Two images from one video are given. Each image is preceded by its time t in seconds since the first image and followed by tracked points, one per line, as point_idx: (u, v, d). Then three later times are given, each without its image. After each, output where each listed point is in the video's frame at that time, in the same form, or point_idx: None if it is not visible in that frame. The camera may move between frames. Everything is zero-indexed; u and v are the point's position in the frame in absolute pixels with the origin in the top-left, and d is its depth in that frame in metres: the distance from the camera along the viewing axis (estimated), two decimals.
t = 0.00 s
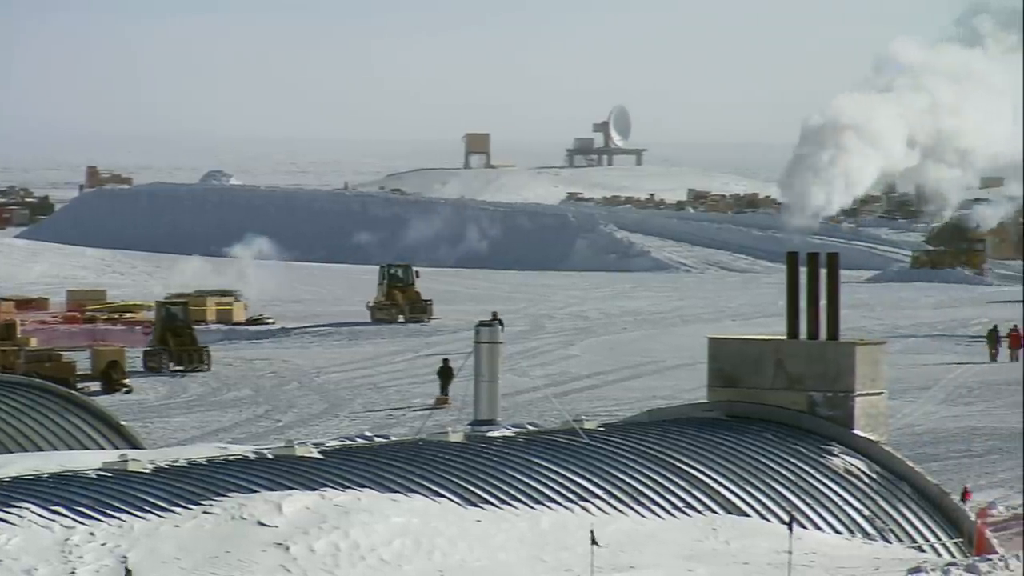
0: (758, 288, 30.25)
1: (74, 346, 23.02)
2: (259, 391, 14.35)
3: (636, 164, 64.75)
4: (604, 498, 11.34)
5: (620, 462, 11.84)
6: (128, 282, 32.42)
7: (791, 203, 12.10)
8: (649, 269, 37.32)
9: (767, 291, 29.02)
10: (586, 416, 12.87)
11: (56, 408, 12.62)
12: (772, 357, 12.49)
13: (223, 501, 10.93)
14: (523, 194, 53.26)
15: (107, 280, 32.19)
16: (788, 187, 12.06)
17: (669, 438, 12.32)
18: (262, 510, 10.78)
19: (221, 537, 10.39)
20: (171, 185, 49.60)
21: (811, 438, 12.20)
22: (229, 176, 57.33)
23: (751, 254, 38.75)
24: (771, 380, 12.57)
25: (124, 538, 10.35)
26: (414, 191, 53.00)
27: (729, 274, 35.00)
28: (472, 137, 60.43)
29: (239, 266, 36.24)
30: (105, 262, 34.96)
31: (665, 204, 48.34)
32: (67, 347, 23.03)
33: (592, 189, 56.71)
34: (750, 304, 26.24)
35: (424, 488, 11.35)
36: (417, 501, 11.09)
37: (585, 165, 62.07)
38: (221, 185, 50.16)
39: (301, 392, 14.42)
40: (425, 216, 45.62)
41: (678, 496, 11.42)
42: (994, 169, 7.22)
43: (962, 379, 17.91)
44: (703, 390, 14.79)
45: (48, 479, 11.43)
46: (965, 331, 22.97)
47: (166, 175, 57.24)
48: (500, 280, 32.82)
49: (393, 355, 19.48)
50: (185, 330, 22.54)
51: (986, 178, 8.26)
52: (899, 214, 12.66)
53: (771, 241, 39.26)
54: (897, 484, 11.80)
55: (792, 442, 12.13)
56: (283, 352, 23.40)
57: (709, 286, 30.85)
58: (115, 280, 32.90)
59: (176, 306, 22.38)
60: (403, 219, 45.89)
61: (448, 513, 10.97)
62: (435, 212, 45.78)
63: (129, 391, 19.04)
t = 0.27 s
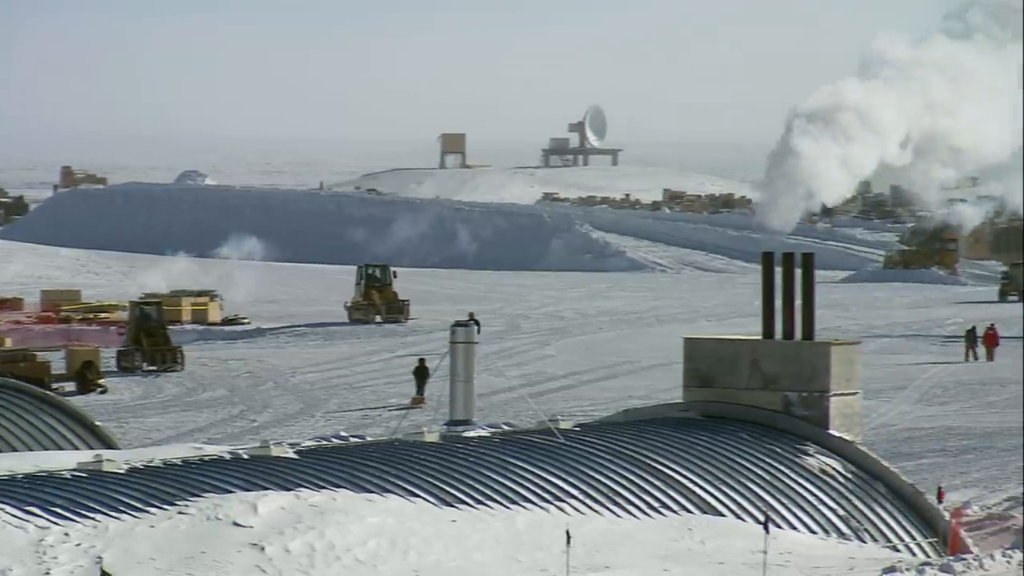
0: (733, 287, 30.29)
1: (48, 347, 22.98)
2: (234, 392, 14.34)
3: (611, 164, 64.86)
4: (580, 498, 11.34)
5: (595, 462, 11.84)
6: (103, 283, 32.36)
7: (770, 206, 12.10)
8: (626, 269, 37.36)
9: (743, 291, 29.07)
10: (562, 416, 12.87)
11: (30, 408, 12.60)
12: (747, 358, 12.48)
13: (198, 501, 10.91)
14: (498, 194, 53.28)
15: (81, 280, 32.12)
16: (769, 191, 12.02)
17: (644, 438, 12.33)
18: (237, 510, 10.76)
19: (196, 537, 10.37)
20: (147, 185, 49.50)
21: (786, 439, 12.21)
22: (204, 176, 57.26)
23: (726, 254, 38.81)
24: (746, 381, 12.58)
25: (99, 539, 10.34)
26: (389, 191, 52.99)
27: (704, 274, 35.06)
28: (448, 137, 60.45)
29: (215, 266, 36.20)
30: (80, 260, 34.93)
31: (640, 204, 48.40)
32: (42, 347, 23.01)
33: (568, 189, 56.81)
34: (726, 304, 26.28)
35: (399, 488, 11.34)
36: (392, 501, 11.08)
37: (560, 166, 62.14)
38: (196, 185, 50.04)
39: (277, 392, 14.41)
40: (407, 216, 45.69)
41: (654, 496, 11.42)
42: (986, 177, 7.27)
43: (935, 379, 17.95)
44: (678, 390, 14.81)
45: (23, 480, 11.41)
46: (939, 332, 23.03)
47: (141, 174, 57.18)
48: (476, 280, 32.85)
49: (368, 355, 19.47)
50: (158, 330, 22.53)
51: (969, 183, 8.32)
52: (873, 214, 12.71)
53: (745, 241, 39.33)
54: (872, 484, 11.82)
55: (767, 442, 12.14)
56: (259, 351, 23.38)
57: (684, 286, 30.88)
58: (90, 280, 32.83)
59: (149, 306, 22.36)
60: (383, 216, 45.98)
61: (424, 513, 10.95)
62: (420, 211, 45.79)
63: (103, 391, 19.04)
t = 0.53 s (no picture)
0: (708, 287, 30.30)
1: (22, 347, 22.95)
2: (209, 392, 14.33)
3: (587, 163, 64.86)
4: (556, 498, 11.33)
5: (571, 462, 11.84)
6: (77, 283, 32.28)
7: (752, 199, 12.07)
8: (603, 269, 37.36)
9: (718, 291, 29.09)
10: (537, 416, 12.87)
11: (4, 408, 12.58)
12: (722, 357, 12.48)
13: (173, 501, 10.88)
14: (474, 194, 53.25)
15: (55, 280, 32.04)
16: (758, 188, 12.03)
17: (620, 438, 12.33)
18: (212, 510, 10.74)
19: (170, 538, 10.35)
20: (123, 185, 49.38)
21: (761, 438, 12.22)
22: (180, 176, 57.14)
23: (701, 254, 38.83)
24: (721, 380, 12.59)
25: (73, 539, 10.33)
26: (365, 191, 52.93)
27: (679, 274, 35.08)
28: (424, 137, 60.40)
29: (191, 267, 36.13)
30: (55, 260, 34.85)
31: (616, 203, 48.41)
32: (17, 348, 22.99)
33: (544, 188, 56.83)
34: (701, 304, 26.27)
35: (374, 489, 11.33)
36: (367, 501, 11.06)
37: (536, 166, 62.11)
38: (171, 185, 49.83)
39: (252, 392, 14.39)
40: (393, 215, 45.52)
41: (629, 496, 11.42)
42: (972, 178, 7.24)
43: (910, 379, 17.96)
44: (653, 390, 14.81)
45: None
46: (914, 332, 23.05)
47: (117, 174, 57.07)
48: (452, 280, 32.84)
49: (344, 355, 19.44)
50: (132, 328, 22.50)
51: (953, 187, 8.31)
52: (847, 214, 12.74)
53: (720, 241, 39.36)
54: (847, 483, 11.84)
55: (742, 442, 12.15)
56: (234, 351, 23.36)
57: (660, 286, 30.89)
58: (64, 280, 32.76)
59: (123, 305, 22.33)
60: (366, 215, 45.81)
61: (399, 514, 10.94)
62: (405, 211, 45.58)
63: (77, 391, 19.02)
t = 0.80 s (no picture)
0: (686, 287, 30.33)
1: None
2: (188, 392, 14.31)
3: (564, 164, 64.89)
4: (534, 498, 11.33)
5: (549, 462, 11.84)
6: (54, 282, 32.21)
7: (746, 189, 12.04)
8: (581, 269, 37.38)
9: (697, 291, 29.12)
10: (515, 416, 12.87)
11: None
12: (700, 358, 12.48)
13: (151, 502, 10.86)
14: (452, 194, 53.26)
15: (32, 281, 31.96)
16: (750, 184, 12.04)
17: (598, 438, 12.33)
18: (190, 510, 10.73)
19: (148, 538, 10.34)
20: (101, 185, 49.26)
21: (739, 438, 12.23)
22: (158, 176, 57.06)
23: (679, 254, 38.88)
24: (699, 380, 12.59)
25: (51, 539, 10.32)
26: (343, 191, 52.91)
27: (656, 274, 35.12)
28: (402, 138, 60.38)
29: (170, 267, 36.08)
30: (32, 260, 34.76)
31: (594, 204, 48.45)
32: None
33: (522, 188, 56.87)
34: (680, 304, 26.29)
35: (352, 489, 11.32)
36: (345, 502, 11.05)
37: (514, 167, 62.14)
38: (149, 184, 49.71)
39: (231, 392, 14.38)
40: (383, 217, 45.37)
41: (608, 496, 11.42)
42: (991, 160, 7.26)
43: (887, 380, 17.97)
44: (631, 391, 14.83)
45: None
46: (891, 333, 23.09)
47: (94, 174, 56.98)
48: (432, 280, 32.85)
49: (322, 355, 19.44)
50: (109, 328, 22.45)
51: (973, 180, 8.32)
52: (825, 213, 12.76)
53: (697, 242, 39.43)
54: (825, 483, 11.85)
55: (720, 442, 12.16)
56: (213, 352, 23.33)
57: (638, 286, 30.92)
58: (41, 279, 32.69)
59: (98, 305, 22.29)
60: (353, 215, 45.93)
61: (376, 514, 10.93)
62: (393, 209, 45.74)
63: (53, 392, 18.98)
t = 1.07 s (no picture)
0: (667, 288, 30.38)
1: None
2: (169, 393, 14.31)
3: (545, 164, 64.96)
4: (514, 497, 11.32)
5: (529, 462, 11.84)
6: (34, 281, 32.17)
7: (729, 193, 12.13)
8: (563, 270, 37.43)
9: (678, 292, 29.15)
10: (496, 416, 12.87)
11: None
12: (681, 357, 12.48)
13: (131, 502, 10.84)
14: (434, 194, 53.31)
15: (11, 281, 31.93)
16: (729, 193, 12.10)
17: (579, 437, 12.33)
18: (170, 511, 10.71)
19: (128, 538, 10.32)
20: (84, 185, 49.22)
21: (719, 438, 12.24)
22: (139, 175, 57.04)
23: (660, 254, 38.95)
24: (679, 380, 12.59)
25: (32, 540, 10.31)
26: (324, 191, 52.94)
27: (637, 274, 35.17)
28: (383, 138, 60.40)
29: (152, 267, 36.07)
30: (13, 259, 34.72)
31: (576, 204, 48.53)
32: None
33: (503, 189, 56.92)
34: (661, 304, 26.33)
35: (333, 488, 11.30)
36: (326, 502, 11.04)
37: (495, 167, 62.20)
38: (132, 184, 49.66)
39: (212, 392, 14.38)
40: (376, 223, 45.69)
41: (588, 496, 11.42)
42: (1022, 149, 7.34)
43: (867, 380, 17.99)
44: (612, 391, 14.86)
45: None
46: (872, 332, 23.13)
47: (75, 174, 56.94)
48: (414, 280, 32.85)
49: (304, 355, 19.46)
50: (87, 328, 22.41)
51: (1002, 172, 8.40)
52: (805, 213, 12.78)
53: (678, 241, 39.51)
54: (805, 483, 11.85)
55: (701, 442, 12.17)
56: (195, 352, 23.33)
57: (619, 286, 30.96)
58: (22, 280, 32.64)
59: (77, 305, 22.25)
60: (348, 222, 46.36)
61: (357, 514, 10.91)
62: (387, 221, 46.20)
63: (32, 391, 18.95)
